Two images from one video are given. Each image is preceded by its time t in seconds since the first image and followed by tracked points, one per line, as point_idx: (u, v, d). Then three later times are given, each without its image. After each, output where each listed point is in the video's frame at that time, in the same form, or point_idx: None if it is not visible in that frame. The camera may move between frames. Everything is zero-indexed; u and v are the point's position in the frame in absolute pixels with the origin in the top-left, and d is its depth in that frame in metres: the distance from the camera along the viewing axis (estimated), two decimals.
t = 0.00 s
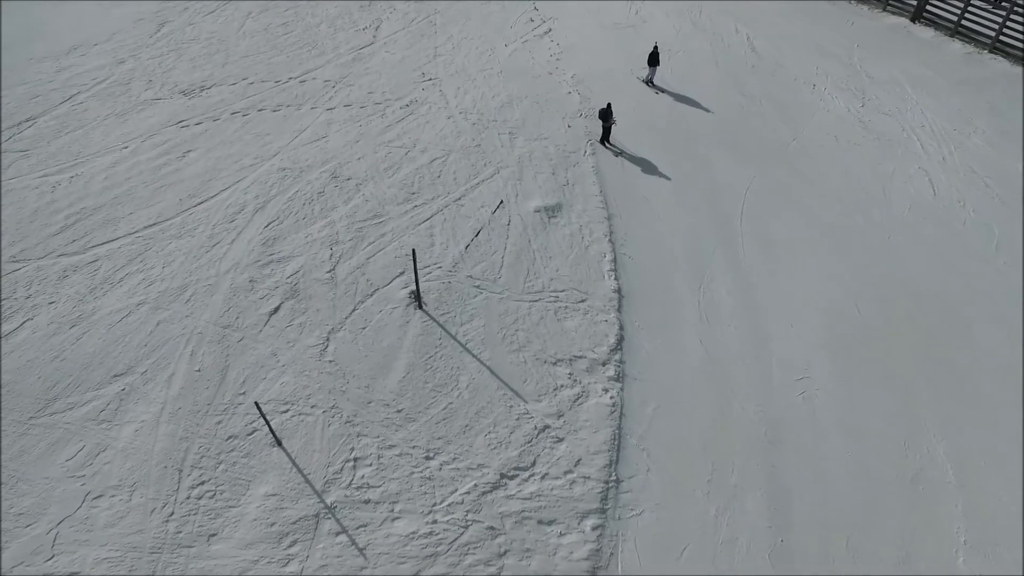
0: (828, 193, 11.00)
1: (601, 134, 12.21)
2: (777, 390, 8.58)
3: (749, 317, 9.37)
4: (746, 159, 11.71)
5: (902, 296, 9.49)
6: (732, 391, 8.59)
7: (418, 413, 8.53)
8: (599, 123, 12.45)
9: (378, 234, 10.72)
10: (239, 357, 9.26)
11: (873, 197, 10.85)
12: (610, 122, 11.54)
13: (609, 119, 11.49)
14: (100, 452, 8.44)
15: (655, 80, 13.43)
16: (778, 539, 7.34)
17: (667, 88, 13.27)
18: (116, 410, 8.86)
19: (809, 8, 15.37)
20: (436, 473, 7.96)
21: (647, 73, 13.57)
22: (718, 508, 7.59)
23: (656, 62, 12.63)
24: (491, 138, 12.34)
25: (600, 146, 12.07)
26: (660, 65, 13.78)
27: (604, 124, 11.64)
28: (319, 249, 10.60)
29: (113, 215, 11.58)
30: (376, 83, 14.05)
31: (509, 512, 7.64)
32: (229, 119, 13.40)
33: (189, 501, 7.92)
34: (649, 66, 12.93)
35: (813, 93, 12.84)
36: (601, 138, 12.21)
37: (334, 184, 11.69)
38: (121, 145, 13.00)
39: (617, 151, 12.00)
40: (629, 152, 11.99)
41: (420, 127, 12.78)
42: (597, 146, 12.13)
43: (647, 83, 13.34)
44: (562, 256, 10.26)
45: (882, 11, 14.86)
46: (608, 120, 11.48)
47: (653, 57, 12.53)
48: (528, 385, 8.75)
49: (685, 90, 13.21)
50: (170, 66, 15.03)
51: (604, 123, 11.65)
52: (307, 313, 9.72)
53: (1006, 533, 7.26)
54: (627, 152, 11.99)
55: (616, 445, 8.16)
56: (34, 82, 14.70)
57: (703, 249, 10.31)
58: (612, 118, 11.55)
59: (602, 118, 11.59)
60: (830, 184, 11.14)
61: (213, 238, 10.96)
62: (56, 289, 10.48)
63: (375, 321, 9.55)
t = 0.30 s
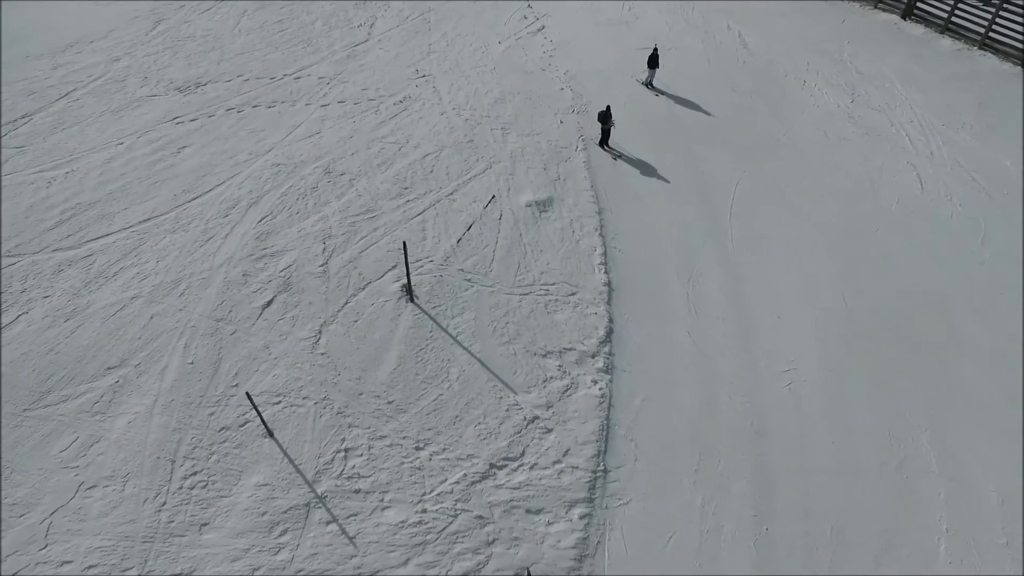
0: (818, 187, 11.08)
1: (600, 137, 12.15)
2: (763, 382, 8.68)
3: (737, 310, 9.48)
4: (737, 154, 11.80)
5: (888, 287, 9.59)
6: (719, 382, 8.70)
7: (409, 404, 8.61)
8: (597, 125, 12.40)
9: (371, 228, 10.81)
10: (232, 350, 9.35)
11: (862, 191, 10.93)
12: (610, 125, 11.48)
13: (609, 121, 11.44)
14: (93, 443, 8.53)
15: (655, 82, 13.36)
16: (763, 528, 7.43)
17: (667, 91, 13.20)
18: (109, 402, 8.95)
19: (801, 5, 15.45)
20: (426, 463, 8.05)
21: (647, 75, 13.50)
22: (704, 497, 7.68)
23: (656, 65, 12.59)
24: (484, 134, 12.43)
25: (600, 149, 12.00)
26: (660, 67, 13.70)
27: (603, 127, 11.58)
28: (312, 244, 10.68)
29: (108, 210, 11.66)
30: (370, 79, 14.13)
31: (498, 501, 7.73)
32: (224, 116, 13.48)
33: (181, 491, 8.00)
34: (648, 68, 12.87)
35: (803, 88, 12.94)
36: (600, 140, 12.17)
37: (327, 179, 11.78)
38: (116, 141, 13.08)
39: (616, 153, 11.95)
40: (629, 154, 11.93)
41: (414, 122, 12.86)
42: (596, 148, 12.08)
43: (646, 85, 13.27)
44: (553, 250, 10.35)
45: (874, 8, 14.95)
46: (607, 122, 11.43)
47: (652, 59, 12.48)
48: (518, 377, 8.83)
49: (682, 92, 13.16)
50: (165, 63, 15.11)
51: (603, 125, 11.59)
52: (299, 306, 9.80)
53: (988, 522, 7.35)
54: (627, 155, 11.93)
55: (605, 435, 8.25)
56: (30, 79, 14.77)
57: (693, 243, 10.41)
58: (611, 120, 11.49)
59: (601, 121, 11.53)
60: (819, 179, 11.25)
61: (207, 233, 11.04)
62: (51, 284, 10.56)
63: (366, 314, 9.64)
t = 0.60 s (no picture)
0: (810, 186, 11.12)
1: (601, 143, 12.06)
2: (753, 378, 8.73)
3: (727, 307, 9.54)
4: (730, 152, 11.83)
5: (878, 284, 9.64)
6: (709, 378, 8.75)
7: (400, 400, 8.66)
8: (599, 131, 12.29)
9: (364, 226, 10.85)
10: (225, 347, 9.39)
11: (854, 190, 10.96)
12: (610, 131, 11.38)
13: (609, 127, 11.34)
14: (86, 440, 8.57)
15: (656, 87, 13.24)
16: (750, 524, 7.47)
17: (669, 95, 13.08)
18: (102, 398, 8.99)
19: (795, 4, 15.49)
20: (417, 459, 8.09)
21: (648, 80, 13.37)
22: (693, 493, 7.72)
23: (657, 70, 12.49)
24: (477, 132, 12.48)
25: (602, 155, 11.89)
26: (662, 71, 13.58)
27: (604, 133, 11.48)
28: (306, 241, 10.72)
29: (102, 208, 11.70)
30: (365, 78, 14.18)
31: (488, 496, 7.77)
32: (218, 114, 13.52)
33: (173, 486, 8.05)
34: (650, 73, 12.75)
35: (796, 87, 12.99)
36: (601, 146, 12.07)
37: (321, 177, 11.82)
38: (111, 139, 13.12)
39: (617, 159, 11.85)
40: (630, 160, 11.83)
41: (408, 121, 12.91)
42: (597, 154, 11.98)
43: (647, 90, 13.15)
44: (545, 247, 10.40)
45: (867, 8, 15.01)
46: (608, 128, 11.33)
47: (653, 64, 12.38)
48: (509, 373, 8.88)
49: (683, 96, 13.06)
50: (161, 62, 15.14)
51: (604, 131, 11.49)
52: (292, 303, 9.85)
53: (975, 517, 7.39)
54: (629, 161, 11.82)
55: (595, 431, 8.30)
56: (25, 78, 14.80)
57: (685, 239, 10.47)
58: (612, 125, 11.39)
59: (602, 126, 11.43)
60: (810, 175, 11.30)
61: (201, 231, 11.08)
62: (45, 281, 10.60)
63: (359, 312, 9.68)
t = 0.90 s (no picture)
0: (800, 185, 11.18)
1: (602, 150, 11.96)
2: (742, 377, 8.78)
3: (717, 306, 9.59)
4: (722, 153, 11.87)
5: (867, 283, 9.70)
6: (698, 378, 8.79)
7: (391, 399, 8.69)
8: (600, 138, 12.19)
9: (357, 226, 10.89)
10: (217, 346, 9.43)
11: (845, 190, 11.01)
12: (611, 139, 11.29)
13: (610, 135, 11.25)
14: (78, 439, 8.60)
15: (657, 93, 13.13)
16: (738, 522, 7.52)
17: (671, 101, 12.96)
18: (95, 398, 9.02)
19: (788, 4, 15.53)
20: (408, 458, 8.13)
21: (650, 86, 13.26)
22: (681, 492, 7.76)
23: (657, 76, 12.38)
24: (470, 132, 12.51)
25: (602, 163, 11.81)
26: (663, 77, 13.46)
27: (606, 141, 11.38)
28: (298, 241, 10.76)
29: (96, 209, 11.72)
30: (359, 78, 14.21)
31: (477, 495, 7.81)
32: (213, 115, 13.55)
33: (165, 486, 8.08)
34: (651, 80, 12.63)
35: (787, 87, 13.04)
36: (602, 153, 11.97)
37: (314, 177, 11.86)
38: (106, 140, 13.15)
39: (619, 167, 11.75)
40: (631, 167, 11.74)
41: (401, 121, 12.95)
42: (598, 161, 11.89)
43: (648, 96, 13.03)
44: (536, 247, 10.43)
45: (860, 8, 15.05)
46: (609, 135, 11.24)
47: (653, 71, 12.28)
48: (500, 372, 8.92)
49: (683, 102, 12.97)
50: (155, 62, 15.17)
51: (605, 139, 11.40)
52: (285, 303, 9.88)
53: (961, 514, 7.43)
54: (630, 169, 11.72)
55: (584, 430, 8.34)
56: (20, 79, 14.82)
57: (676, 239, 10.52)
58: (613, 132, 11.30)
59: (602, 133, 11.34)
60: (801, 175, 11.35)
61: (194, 231, 11.11)
62: (38, 282, 10.63)
63: (351, 311, 9.71)
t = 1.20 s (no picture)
0: (791, 184, 11.26)
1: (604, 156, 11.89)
2: (731, 373, 8.86)
3: (707, 303, 9.68)
4: (714, 152, 11.94)
5: (856, 280, 9.78)
6: (688, 374, 8.87)
7: (383, 395, 8.77)
8: (602, 144, 12.11)
9: (350, 224, 10.97)
10: (211, 343, 9.51)
11: (835, 188, 11.10)
12: (615, 144, 11.20)
13: (614, 140, 11.15)
14: (73, 435, 8.68)
15: (660, 100, 13.04)
16: (724, 515, 7.61)
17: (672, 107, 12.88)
18: (89, 394, 9.10)
19: (781, 4, 15.62)
20: (399, 453, 8.21)
21: (652, 92, 13.17)
22: (668, 486, 7.85)
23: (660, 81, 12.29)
24: (464, 131, 12.59)
25: (604, 169, 11.76)
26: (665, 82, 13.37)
27: (608, 147, 11.30)
28: (292, 239, 10.84)
29: (91, 207, 11.80)
30: (354, 78, 14.29)
31: (467, 489, 7.89)
32: (208, 114, 13.62)
33: (158, 480, 8.16)
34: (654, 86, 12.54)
35: (779, 86, 13.13)
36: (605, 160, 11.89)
37: (309, 176, 11.93)
38: (102, 139, 13.22)
39: (621, 173, 11.70)
40: (634, 174, 11.68)
41: (396, 120, 13.03)
42: (601, 168, 11.81)
43: (651, 102, 12.94)
44: (528, 245, 10.52)
45: (853, 8, 15.14)
46: (612, 141, 11.16)
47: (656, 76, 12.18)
48: (491, 369, 9.00)
49: (686, 108, 12.89)
50: (151, 62, 15.25)
51: (607, 146, 11.31)
52: (278, 301, 9.95)
53: (944, 508, 7.52)
54: (632, 175, 11.67)
55: (574, 425, 8.43)
56: (17, 78, 14.90)
57: (667, 237, 10.61)
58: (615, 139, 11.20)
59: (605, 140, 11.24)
60: (792, 174, 11.43)
61: (189, 229, 11.18)
62: (34, 279, 10.70)
63: (344, 308, 9.79)
